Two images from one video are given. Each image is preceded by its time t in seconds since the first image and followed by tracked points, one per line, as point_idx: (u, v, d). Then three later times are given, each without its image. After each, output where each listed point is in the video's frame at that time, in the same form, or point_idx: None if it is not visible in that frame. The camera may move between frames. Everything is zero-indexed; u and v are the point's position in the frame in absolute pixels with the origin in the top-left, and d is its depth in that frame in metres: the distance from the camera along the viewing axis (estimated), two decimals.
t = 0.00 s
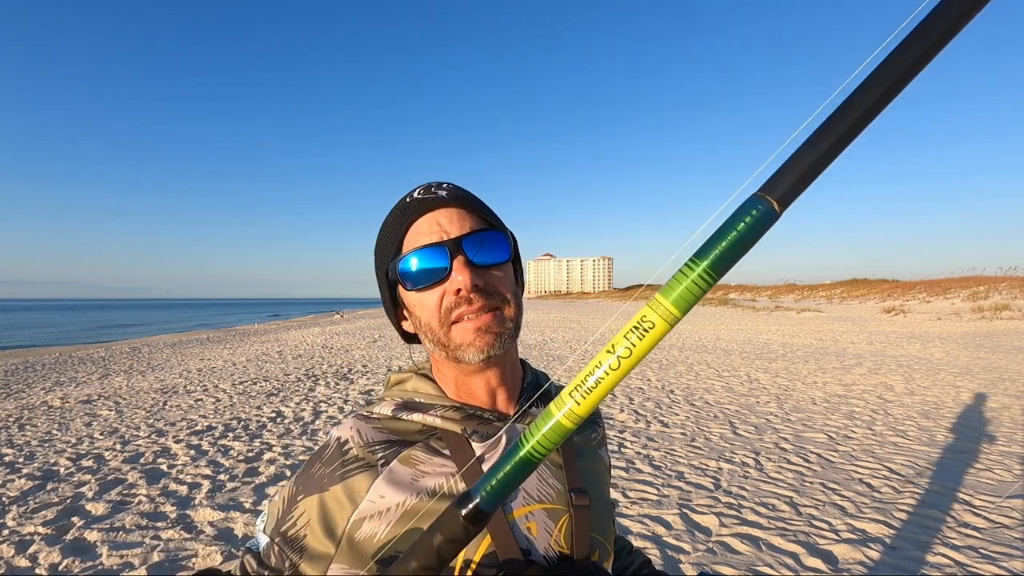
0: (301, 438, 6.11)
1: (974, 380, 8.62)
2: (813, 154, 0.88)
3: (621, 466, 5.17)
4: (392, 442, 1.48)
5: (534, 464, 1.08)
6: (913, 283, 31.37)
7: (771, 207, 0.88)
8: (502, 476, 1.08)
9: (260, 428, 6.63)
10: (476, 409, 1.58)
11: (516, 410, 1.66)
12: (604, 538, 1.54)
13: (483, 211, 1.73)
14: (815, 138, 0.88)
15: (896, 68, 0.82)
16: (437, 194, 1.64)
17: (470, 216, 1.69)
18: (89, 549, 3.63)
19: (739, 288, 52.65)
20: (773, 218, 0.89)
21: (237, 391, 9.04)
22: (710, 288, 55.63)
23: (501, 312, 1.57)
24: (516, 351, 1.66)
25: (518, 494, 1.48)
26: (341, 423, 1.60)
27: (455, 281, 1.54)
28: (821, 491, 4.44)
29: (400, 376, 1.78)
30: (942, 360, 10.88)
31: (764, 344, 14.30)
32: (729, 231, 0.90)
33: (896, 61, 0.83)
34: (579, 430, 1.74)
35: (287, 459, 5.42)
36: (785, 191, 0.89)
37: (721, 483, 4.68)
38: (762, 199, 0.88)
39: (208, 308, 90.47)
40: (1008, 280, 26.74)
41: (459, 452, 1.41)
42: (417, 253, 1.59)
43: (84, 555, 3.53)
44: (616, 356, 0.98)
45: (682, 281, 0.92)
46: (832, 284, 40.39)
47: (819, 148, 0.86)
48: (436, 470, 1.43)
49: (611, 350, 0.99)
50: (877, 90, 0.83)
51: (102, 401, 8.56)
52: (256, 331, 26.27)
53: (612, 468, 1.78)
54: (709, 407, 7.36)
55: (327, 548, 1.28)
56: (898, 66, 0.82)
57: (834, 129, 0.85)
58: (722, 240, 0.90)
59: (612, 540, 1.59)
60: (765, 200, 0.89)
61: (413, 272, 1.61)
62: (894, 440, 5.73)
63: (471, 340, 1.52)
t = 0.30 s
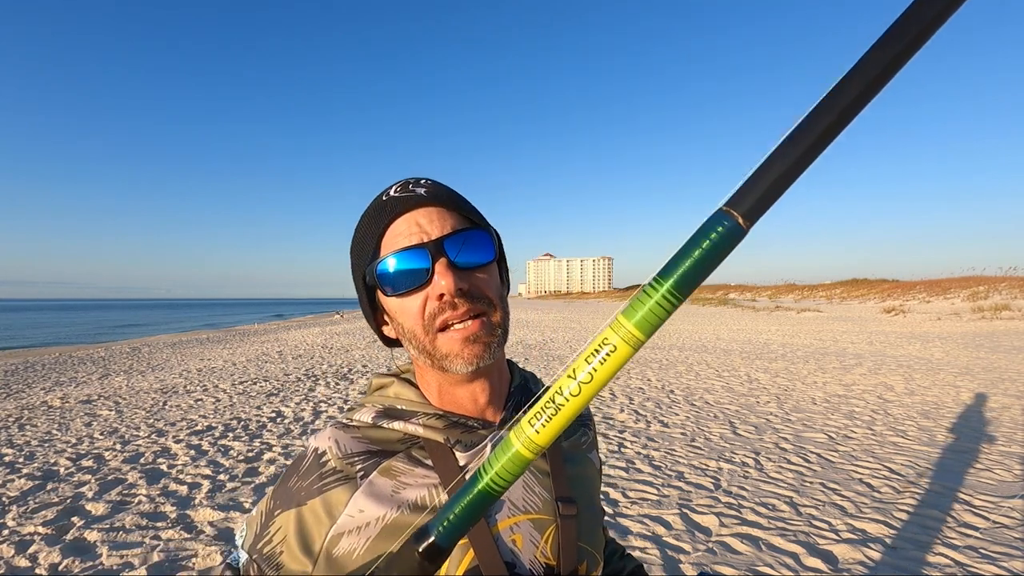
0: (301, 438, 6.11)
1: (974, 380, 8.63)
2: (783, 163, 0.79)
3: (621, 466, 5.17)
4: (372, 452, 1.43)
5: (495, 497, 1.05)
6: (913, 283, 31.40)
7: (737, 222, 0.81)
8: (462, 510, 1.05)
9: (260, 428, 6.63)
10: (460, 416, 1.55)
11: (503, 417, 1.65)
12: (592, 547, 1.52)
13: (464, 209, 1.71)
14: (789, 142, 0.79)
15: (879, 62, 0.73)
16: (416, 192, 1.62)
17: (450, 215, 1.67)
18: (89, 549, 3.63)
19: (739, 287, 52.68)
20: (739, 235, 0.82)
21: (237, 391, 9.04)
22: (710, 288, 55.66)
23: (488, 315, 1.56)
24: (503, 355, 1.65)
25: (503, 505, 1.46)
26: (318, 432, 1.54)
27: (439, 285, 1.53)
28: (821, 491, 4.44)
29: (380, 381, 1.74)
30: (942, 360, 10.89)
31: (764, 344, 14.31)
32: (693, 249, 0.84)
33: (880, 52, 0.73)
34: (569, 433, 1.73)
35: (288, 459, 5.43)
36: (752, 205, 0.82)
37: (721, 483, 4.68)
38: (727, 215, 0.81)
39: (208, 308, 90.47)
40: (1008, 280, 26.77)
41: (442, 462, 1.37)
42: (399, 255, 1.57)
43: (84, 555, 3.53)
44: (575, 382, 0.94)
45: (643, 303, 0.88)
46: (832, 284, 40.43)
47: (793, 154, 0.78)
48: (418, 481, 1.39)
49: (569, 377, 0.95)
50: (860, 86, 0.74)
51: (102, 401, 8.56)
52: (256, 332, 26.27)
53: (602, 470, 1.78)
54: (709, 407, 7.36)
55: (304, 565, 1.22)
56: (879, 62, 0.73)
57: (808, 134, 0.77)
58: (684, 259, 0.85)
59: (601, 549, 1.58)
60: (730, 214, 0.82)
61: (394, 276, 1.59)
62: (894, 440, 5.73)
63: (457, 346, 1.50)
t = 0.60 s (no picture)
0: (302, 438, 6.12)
1: (974, 380, 8.63)
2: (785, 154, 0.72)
3: (621, 466, 5.17)
4: (358, 455, 1.42)
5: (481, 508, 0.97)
6: (913, 283, 31.44)
7: (732, 222, 0.75)
8: (444, 523, 0.97)
9: (260, 428, 6.63)
10: (448, 416, 1.54)
11: (493, 416, 1.64)
12: (587, 547, 1.51)
13: (450, 202, 1.72)
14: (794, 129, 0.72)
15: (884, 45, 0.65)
16: (403, 184, 1.64)
17: (437, 207, 1.68)
18: (89, 549, 3.63)
19: (738, 288, 52.71)
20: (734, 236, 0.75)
21: (237, 391, 9.04)
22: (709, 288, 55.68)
23: (475, 305, 1.56)
24: (490, 348, 1.65)
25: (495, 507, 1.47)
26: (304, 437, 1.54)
27: (425, 273, 1.52)
28: (821, 491, 4.44)
29: (366, 382, 1.73)
30: (942, 360, 10.90)
31: (764, 344, 14.32)
32: (688, 248, 0.77)
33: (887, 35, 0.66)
34: (561, 432, 1.73)
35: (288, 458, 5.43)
36: (746, 203, 0.75)
37: (720, 483, 4.68)
38: (722, 213, 0.74)
39: (207, 308, 90.46)
40: (1008, 280, 26.78)
41: (430, 464, 1.36)
42: (384, 244, 1.57)
43: (84, 555, 3.53)
44: (564, 387, 0.89)
45: (636, 304, 0.81)
46: (832, 284, 40.44)
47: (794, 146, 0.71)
48: (406, 484, 1.38)
49: (559, 381, 0.89)
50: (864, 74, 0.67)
51: (102, 401, 8.56)
52: (256, 331, 26.27)
53: (596, 468, 1.77)
54: (709, 407, 7.36)
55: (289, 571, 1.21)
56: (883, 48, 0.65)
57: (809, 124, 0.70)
58: (676, 259, 0.78)
59: (596, 548, 1.57)
60: (725, 212, 0.75)
61: (379, 267, 1.58)
62: (894, 440, 5.73)
63: (444, 335, 1.49)
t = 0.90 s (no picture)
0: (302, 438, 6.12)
1: (974, 380, 8.63)
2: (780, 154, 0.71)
3: (621, 466, 5.17)
4: (354, 459, 1.42)
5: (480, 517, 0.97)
6: (913, 283, 31.44)
7: (729, 223, 0.75)
8: (444, 533, 0.98)
9: (260, 428, 6.63)
10: (446, 418, 1.54)
11: (491, 418, 1.63)
12: (585, 549, 1.51)
13: (462, 209, 1.69)
14: (787, 129, 0.72)
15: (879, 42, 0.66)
16: (415, 189, 1.60)
17: (448, 215, 1.65)
18: (89, 549, 3.63)
19: (738, 287, 52.70)
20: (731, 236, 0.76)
21: (237, 391, 9.05)
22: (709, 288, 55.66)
23: (483, 326, 1.57)
24: (493, 365, 1.67)
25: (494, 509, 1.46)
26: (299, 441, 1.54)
27: (436, 293, 1.52)
28: (821, 491, 4.44)
29: (362, 384, 1.72)
30: (942, 360, 10.90)
31: (764, 344, 14.32)
32: (683, 250, 0.77)
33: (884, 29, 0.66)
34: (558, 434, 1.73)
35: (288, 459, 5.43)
36: (743, 203, 0.74)
37: (720, 483, 4.68)
38: (718, 214, 0.75)
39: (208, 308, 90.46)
40: (1008, 280, 26.78)
41: (427, 465, 1.36)
42: (395, 255, 1.56)
43: (84, 555, 3.53)
44: (562, 393, 0.88)
45: (633, 307, 0.81)
46: (832, 284, 40.43)
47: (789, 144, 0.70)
48: (403, 486, 1.38)
49: (556, 388, 0.89)
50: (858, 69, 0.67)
51: (102, 401, 8.56)
52: (256, 331, 26.27)
53: (592, 470, 1.77)
54: (709, 407, 7.36)
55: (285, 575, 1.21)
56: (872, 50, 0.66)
57: (805, 121, 0.69)
58: (673, 261, 0.78)
59: (593, 550, 1.57)
60: (721, 213, 0.76)
61: (388, 277, 1.57)
62: (894, 440, 5.73)
63: (450, 355, 1.51)
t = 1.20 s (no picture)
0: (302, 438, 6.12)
1: (974, 380, 8.63)
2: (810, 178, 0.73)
3: (621, 466, 5.17)
4: (358, 462, 1.42)
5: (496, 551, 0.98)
6: (913, 283, 31.44)
7: (758, 248, 0.75)
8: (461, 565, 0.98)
9: (260, 428, 6.64)
10: (450, 419, 1.54)
11: (496, 418, 1.63)
12: (589, 551, 1.51)
13: (465, 206, 1.71)
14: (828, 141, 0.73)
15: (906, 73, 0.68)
16: (418, 184, 1.62)
17: (453, 211, 1.67)
18: (89, 549, 3.63)
19: (738, 288, 52.70)
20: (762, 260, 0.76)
21: (237, 391, 9.05)
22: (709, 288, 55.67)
23: (491, 320, 1.57)
24: (499, 360, 1.67)
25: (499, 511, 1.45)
26: (302, 442, 1.53)
27: (443, 286, 1.52)
28: (821, 491, 4.44)
29: (366, 385, 1.72)
30: (942, 360, 10.90)
31: (764, 344, 14.32)
32: (708, 278, 0.79)
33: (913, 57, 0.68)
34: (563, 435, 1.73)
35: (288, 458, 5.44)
36: (773, 226, 0.75)
37: (720, 483, 4.68)
38: (746, 239, 0.76)
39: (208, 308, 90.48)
40: (1008, 280, 26.77)
41: (433, 468, 1.37)
42: (400, 250, 1.56)
43: (84, 555, 3.53)
44: (582, 425, 0.89)
45: (656, 337, 0.82)
46: (832, 284, 40.45)
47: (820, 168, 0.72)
48: (409, 490, 1.38)
49: (577, 419, 0.90)
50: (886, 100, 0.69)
51: (103, 401, 8.56)
52: (256, 331, 26.27)
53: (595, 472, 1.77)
54: (709, 407, 7.36)
55: None
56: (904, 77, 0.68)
57: (847, 133, 0.71)
58: (698, 289, 0.79)
59: (597, 552, 1.57)
60: (749, 237, 0.76)
61: (393, 273, 1.57)
62: (894, 440, 5.73)
63: (458, 347, 1.50)
